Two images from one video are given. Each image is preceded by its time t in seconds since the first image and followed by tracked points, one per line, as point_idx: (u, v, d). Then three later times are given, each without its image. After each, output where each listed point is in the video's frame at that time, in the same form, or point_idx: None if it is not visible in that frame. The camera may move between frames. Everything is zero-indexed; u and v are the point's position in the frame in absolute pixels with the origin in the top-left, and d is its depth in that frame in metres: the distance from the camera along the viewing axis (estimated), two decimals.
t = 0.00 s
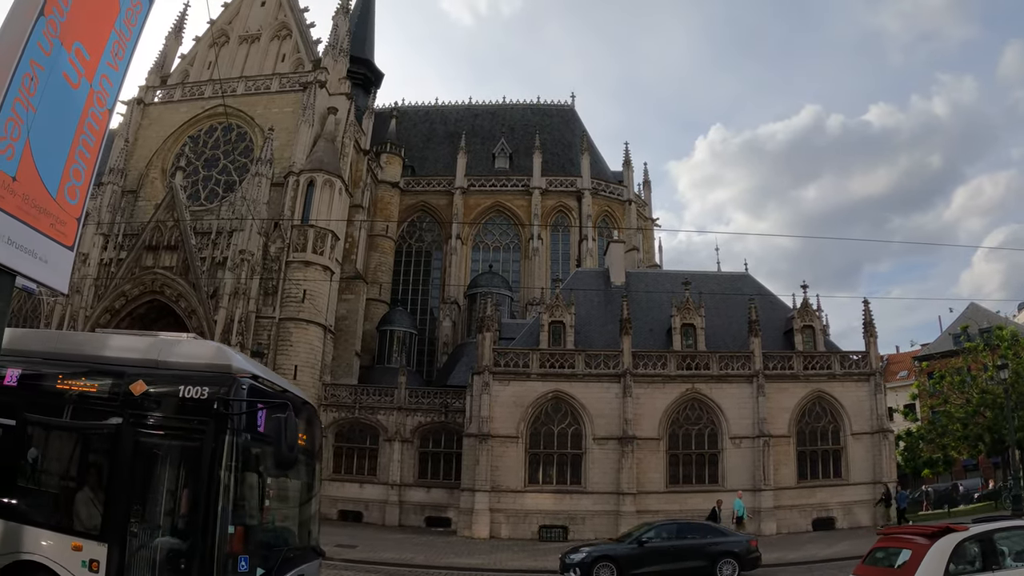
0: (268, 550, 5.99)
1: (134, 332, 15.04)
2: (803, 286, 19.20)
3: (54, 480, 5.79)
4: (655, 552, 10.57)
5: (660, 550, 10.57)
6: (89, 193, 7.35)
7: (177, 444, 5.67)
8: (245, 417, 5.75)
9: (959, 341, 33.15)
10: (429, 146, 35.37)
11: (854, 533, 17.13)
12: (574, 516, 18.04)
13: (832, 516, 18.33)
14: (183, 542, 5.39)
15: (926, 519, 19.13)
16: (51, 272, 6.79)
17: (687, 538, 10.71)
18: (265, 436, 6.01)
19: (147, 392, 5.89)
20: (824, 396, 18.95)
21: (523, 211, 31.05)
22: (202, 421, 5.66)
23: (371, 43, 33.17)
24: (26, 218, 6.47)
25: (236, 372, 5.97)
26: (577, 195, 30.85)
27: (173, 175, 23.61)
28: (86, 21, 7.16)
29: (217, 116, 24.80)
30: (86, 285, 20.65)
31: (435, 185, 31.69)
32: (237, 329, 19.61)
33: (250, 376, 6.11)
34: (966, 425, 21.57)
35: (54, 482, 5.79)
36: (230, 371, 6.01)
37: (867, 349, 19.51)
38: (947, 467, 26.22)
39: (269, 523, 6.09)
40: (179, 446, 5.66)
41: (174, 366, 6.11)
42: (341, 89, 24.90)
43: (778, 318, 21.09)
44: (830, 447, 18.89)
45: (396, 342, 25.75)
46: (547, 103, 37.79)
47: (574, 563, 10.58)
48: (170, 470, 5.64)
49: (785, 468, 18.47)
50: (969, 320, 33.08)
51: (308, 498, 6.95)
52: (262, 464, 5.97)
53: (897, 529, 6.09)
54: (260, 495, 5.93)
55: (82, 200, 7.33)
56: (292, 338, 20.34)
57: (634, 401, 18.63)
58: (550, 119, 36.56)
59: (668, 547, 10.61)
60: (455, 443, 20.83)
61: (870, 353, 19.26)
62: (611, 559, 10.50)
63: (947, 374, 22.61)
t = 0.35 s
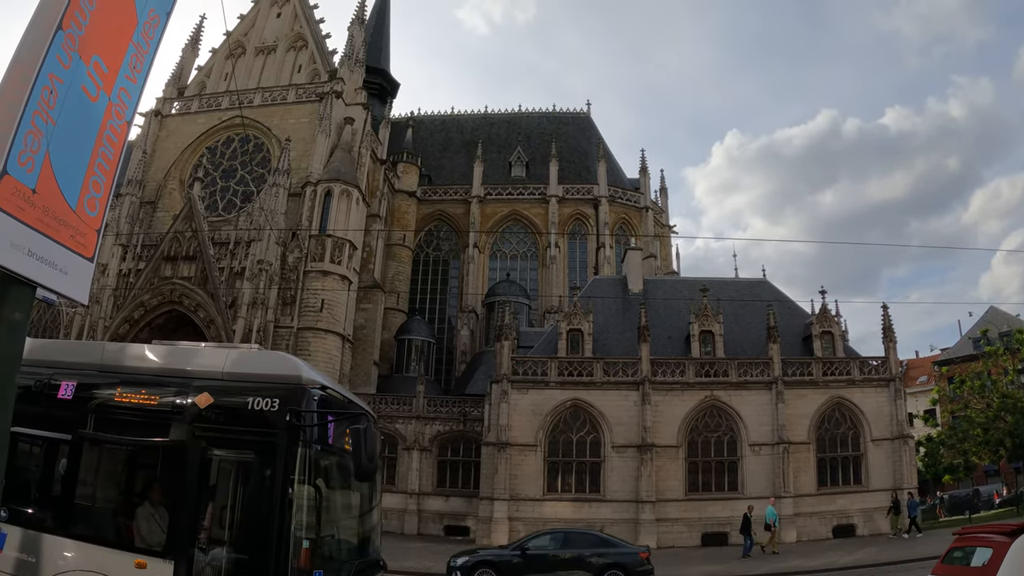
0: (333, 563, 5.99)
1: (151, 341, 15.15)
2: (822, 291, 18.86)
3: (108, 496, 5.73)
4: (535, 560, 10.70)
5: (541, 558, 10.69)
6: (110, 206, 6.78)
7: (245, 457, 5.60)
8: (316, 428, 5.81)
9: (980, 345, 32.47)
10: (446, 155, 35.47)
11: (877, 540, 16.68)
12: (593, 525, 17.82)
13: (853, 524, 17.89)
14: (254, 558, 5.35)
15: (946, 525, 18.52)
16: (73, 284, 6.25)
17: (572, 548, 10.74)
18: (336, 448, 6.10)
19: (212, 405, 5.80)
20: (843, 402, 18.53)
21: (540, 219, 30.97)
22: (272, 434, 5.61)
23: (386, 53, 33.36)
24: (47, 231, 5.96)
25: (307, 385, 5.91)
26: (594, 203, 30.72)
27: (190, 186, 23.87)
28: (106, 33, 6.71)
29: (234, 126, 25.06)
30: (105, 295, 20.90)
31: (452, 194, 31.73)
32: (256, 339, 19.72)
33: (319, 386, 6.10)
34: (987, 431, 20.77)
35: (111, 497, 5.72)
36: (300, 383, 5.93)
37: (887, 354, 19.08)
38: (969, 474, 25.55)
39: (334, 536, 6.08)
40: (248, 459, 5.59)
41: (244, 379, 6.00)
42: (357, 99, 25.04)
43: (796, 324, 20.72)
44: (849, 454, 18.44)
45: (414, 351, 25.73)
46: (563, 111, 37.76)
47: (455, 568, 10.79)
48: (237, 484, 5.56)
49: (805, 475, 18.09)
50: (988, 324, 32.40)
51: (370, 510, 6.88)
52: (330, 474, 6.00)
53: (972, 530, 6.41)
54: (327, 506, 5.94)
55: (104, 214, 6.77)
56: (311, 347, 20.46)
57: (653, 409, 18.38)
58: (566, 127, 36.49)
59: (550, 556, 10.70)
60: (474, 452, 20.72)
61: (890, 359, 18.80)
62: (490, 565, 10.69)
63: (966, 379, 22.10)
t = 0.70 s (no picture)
0: None
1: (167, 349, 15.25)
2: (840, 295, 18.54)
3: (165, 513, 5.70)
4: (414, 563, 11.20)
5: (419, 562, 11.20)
6: (129, 216, 6.61)
7: (320, 474, 5.61)
8: (392, 445, 5.77)
9: (998, 348, 31.80)
10: (462, 163, 35.51)
11: (899, 546, 16.24)
12: (612, 532, 17.55)
13: (873, 530, 17.47)
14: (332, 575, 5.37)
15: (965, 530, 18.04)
16: (94, 295, 6.10)
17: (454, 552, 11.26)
18: (408, 461, 6.10)
19: (282, 421, 5.80)
20: (862, 407, 18.12)
21: (558, 226, 30.82)
22: (349, 450, 5.62)
23: (402, 63, 33.55)
24: (67, 242, 5.80)
25: (381, 400, 5.89)
26: (611, 210, 30.56)
27: (208, 197, 24.14)
28: (127, 41, 6.48)
29: (251, 136, 25.31)
30: (124, 305, 21.13)
31: (469, 202, 31.71)
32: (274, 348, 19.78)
33: (392, 402, 6.07)
34: (1007, 435, 20.33)
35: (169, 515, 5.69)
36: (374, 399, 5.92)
37: (906, 359, 18.65)
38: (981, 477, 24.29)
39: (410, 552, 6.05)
40: (322, 476, 5.60)
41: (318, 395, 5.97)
42: (373, 109, 25.14)
43: (814, 330, 20.34)
44: (869, 460, 18.00)
45: (432, 360, 25.66)
46: (579, 118, 37.69)
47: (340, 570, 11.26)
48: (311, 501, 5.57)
49: (825, 482, 17.69)
50: (1007, 327, 31.75)
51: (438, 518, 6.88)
52: (404, 490, 5.96)
53: None
54: (401, 521, 5.92)
55: (123, 222, 6.61)
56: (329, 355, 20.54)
57: (672, 416, 18.11)
58: (582, 134, 36.39)
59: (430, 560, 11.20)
60: (492, 460, 20.58)
61: (908, 364, 18.35)
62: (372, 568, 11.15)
63: (985, 383, 21.55)
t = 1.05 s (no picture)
0: None
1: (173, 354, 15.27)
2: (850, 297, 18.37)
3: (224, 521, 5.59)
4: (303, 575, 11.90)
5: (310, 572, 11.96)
6: (141, 221, 6.61)
7: (390, 479, 5.56)
8: (462, 449, 5.73)
9: (1010, 350, 31.41)
10: (471, 167, 35.53)
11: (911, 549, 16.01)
12: (622, 536, 17.41)
13: (884, 534, 17.22)
14: None
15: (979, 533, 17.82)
16: (107, 299, 6.09)
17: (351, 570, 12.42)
18: (477, 467, 6.06)
19: (348, 426, 5.74)
20: (873, 410, 17.89)
21: (566, 230, 30.77)
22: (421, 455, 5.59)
23: (409, 67, 33.63)
24: (79, 246, 5.80)
25: (452, 402, 5.85)
26: (620, 213, 30.45)
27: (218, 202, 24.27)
28: (138, 46, 6.47)
29: (260, 141, 25.43)
30: (134, 310, 21.26)
31: (477, 206, 31.69)
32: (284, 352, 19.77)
33: (461, 405, 6.03)
34: (1020, 437, 19.98)
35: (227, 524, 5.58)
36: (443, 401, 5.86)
37: (917, 361, 18.42)
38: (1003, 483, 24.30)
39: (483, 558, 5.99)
40: (393, 481, 5.55)
41: (388, 400, 5.90)
42: (382, 113, 25.20)
43: (824, 332, 20.12)
44: (879, 463, 17.77)
45: (441, 363, 25.64)
46: (587, 121, 37.63)
47: None
48: (382, 507, 5.51)
49: (835, 485, 17.48)
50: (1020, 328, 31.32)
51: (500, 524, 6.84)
52: (474, 495, 5.92)
53: None
54: (474, 527, 5.87)
55: (135, 227, 6.61)
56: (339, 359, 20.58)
57: (681, 419, 17.97)
58: (590, 138, 36.32)
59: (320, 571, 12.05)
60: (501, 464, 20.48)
61: (919, 366, 18.11)
62: None
63: (996, 385, 21.23)
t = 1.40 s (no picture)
0: None
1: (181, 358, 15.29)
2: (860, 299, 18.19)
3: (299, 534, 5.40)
4: None
5: None
6: (154, 226, 6.59)
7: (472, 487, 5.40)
8: (545, 455, 5.60)
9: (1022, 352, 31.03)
10: (479, 170, 35.51)
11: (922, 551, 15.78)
12: (632, 539, 17.24)
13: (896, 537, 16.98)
14: None
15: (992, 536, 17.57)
16: (120, 305, 6.09)
17: None
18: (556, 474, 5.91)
19: (426, 433, 5.59)
20: (883, 413, 17.68)
21: (575, 234, 30.69)
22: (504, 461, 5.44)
23: (417, 71, 33.70)
24: (93, 251, 5.79)
25: (532, 406, 5.73)
26: (628, 216, 30.33)
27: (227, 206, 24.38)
28: (150, 51, 6.44)
29: (268, 146, 25.53)
30: (143, 314, 21.36)
31: (485, 210, 31.68)
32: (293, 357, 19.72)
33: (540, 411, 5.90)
34: None
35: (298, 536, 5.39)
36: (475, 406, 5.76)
37: (927, 363, 18.21)
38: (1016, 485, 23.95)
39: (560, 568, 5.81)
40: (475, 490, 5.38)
41: (470, 404, 5.77)
42: (390, 117, 25.23)
43: (834, 335, 19.90)
44: (890, 465, 17.55)
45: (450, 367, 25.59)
46: (594, 124, 37.59)
47: None
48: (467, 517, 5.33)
49: (845, 488, 17.26)
50: None
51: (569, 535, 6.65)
52: (555, 503, 5.76)
53: None
54: (554, 537, 5.68)
55: (148, 231, 6.58)
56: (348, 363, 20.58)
57: (691, 422, 17.82)
58: (597, 141, 36.25)
59: None
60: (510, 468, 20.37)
61: (929, 367, 17.89)
62: None
63: (1008, 386, 20.75)
